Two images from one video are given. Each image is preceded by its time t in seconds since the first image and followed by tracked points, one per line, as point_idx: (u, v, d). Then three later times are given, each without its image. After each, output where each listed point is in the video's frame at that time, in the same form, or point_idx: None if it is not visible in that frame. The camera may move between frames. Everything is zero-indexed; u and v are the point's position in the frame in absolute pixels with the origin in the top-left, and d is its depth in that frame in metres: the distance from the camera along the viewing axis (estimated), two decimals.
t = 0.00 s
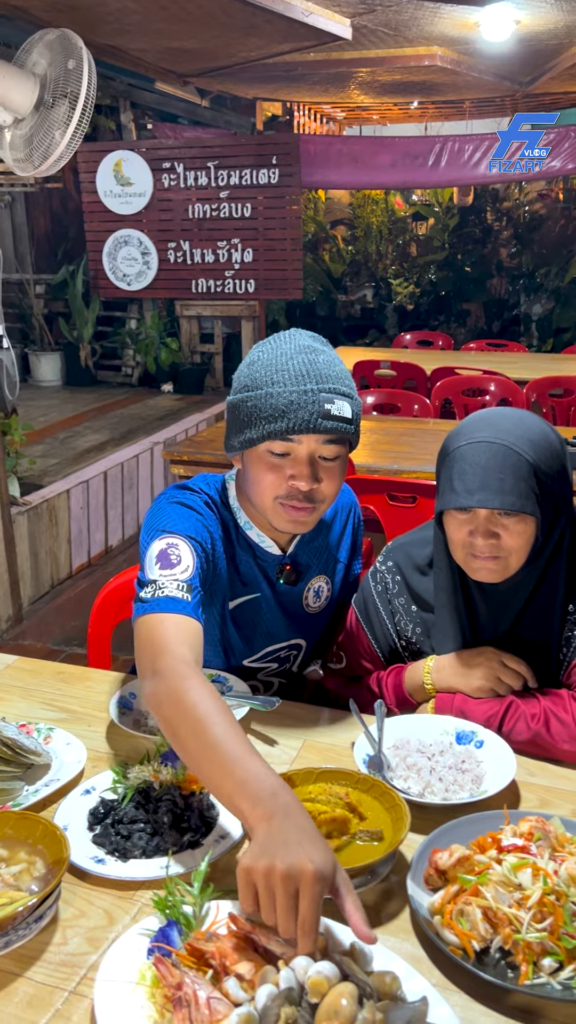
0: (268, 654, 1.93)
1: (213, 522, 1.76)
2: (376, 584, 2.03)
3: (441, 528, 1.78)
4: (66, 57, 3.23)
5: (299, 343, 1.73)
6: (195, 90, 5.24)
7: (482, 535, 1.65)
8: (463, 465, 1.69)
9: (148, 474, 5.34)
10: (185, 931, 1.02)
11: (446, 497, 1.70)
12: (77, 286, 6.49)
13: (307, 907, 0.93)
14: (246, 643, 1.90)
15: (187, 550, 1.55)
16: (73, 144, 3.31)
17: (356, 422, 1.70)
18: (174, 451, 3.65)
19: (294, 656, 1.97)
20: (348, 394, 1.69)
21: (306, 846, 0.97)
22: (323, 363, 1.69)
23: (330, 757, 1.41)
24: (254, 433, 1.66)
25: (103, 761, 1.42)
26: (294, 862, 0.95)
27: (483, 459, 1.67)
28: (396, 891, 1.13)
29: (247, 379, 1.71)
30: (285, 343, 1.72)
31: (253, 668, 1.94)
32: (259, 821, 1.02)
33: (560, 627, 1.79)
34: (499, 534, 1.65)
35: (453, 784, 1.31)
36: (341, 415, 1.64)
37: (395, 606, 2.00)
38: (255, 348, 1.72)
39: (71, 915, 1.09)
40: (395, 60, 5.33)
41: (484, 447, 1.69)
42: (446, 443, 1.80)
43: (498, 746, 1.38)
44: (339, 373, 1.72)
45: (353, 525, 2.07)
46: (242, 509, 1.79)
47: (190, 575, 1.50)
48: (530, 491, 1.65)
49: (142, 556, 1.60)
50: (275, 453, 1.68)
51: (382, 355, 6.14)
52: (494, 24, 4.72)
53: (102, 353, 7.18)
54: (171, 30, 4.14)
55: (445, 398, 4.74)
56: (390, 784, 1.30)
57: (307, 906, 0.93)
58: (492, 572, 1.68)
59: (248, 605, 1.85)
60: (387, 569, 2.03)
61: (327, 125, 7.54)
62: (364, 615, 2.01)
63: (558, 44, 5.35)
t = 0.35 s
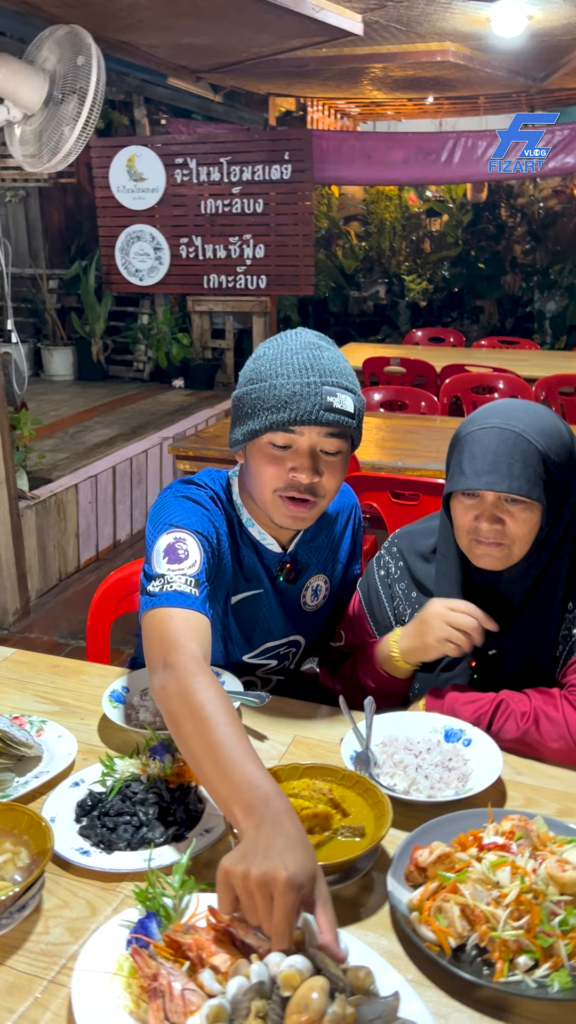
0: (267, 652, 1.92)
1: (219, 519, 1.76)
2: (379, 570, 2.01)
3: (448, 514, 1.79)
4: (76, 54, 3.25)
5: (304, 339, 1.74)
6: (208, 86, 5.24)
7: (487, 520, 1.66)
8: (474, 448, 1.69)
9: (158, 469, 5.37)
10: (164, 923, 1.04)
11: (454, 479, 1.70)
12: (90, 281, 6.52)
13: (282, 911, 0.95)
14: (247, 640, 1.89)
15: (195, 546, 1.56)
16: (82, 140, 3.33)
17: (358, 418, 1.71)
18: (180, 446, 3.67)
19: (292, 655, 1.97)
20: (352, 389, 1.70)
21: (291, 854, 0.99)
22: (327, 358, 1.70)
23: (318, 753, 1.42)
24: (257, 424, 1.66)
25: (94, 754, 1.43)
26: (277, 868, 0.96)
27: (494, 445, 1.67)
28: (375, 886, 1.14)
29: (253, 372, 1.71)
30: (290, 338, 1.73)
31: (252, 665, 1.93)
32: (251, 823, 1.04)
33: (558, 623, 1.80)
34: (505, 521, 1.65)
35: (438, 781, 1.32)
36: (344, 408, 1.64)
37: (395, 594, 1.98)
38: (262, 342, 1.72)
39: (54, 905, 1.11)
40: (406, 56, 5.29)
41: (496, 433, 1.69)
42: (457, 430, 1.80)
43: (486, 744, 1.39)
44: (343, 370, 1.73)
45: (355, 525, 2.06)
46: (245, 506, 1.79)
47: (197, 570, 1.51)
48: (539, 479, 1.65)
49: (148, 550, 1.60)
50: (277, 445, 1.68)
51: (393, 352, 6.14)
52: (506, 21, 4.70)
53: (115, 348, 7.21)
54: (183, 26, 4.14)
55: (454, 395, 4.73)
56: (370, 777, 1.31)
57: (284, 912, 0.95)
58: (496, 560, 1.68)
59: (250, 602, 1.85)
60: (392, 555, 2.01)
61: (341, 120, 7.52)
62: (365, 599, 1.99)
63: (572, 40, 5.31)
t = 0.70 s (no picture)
0: (276, 640, 1.90)
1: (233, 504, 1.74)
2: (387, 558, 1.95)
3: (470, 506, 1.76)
4: (97, 38, 3.22)
5: (326, 320, 1.70)
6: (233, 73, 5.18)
7: (507, 512, 1.62)
8: (501, 440, 1.65)
9: (180, 458, 5.39)
10: (150, 908, 1.03)
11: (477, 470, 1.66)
12: (115, 269, 6.50)
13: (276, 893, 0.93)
14: (255, 626, 1.87)
15: (208, 531, 1.54)
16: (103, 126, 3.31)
17: (377, 401, 1.67)
18: (199, 434, 3.65)
19: (301, 644, 1.94)
20: (371, 372, 1.66)
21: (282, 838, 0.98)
22: (348, 340, 1.66)
23: (317, 741, 1.40)
24: (274, 403, 1.64)
25: (93, 738, 1.43)
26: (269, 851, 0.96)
27: (521, 438, 1.64)
28: (367, 876, 1.12)
29: (273, 352, 1.69)
30: (312, 319, 1.70)
31: (260, 652, 1.91)
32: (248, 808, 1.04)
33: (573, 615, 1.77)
34: (525, 517, 1.61)
35: (438, 772, 1.29)
36: (363, 391, 1.61)
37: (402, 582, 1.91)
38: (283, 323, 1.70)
39: (43, 887, 1.10)
40: (435, 40, 5.20)
41: (522, 425, 1.65)
42: (487, 419, 1.76)
43: (489, 734, 1.36)
44: (364, 353, 1.70)
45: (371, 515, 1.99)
46: (260, 489, 1.76)
47: (209, 553, 1.51)
48: (565, 476, 1.61)
49: (162, 529, 1.60)
50: (294, 425, 1.65)
51: (417, 341, 6.08)
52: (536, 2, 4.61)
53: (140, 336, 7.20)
54: (206, 11, 4.09)
55: (478, 384, 4.66)
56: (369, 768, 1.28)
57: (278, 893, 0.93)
58: (512, 556, 1.64)
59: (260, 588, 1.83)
60: (399, 544, 1.94)
61: (370, 107, 7.41)
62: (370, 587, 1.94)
63: None
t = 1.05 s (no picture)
0: (279, 633, 1.90)
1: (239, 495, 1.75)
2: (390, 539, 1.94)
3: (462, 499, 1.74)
4: (111, 33, 3.21)
5: (334, 316, 1.71)
6: (252, 69, 5.16)
7: (499, 511, 1.60)
8: (491, 437, 1.61)
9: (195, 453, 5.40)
10: (134, 894, 1.04)
11: (469, 468, 1.63)
12: (134, 265, 6.49)
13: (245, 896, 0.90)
14: (258, 618, 1.88)
15: (213, 522, 1.55)
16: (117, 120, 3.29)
17: (384, 396, 1.67)
18: (210, 428, 3.67)
19: (304, 638, 1.94)
20: (377, 366, 1.66)
21: (260, 835, 0.96)
22: (356, 336, 1.66)
23: (310, 732, 1.40)
24: (281, 397, 1.64)
25: (89, 725, 1.44)
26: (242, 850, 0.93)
27: (513, 434, 1.60)
28: (351, 867, 1.13)
29: (281, 346, 1.69)
30: (320, 314, 1.71)
31: (262, 646, 1.91)
32: (237, 801, 1.02)
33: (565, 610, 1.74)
34: (517, 514, 1.59)
35: (429, 764, 1.29)
36: (369, 385, 1.60)
37: (404, 565, 1.90)
38: (290, 317, 1.70)
39: (32, 870, 1.12)
40: (453, 33, 5.12)
41: (515, 422, 1.61)
42: (479, 411, 1.72)
43: (482, 728, 1.36)
44: (371, 347, 1.69)
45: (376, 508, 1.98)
46: (264, 482, 1.78)
47: (215, 544, 1.50)
48: (557, 475, 1.58)
49: (168, 519, 1.61)
50: (299, 420, 1.64)
51: (434, 337, 6.05)
52: None
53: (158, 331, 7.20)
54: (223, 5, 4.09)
55: (493, 380, 4.63)
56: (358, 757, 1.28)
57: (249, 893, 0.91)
58: (503, 549, 1.62)
59: (263, 580, 1.83)
60: (404, 527, 1.94)
61: (391, 102, 7.35)
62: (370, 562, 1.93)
63: None
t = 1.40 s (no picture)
0: (286, 627, 1.93)
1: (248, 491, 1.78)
2: (397, 525, 1.84)
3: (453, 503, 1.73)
4: (130, 37, 3.22)
5: (339, 314, 1.74)
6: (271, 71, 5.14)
7: (492, 510, 1.59)
8: (477, 437, 1.60)
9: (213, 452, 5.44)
10: (136, 874, 1.07)
11: (458, 471, 1.62)
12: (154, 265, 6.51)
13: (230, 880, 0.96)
14: (266, 611, 1.91)
15: (222, 517, 1.59)
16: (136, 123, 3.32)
17: (388, 394, 1.70)
18: (225, 427, 3.71)
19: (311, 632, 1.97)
20: (382, 365, 1.69)
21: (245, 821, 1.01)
22: (361, 334, 1.69)
23: (313, 722, 1.43)
24: (286, 395, 1.67)
25: (98, 714, 1.48)
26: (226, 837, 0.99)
27: (498, 434, 1.58)
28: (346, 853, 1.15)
29: (288, 345, 1.72)
30: (326, 312, 1.73)
31: (270, 638, 1.95)
32: (230, 790, 1.07)
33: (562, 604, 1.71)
34: (509, 513, 1.59)
35: (428, 756, 1.31)
36: (372, 384, 1.63)
37: (410, 553, 1.81)
38: (297, 318, 1.73)
39: (40, 851, 1.16)
40: (471, 34, 5.05)
41: (500, 422, 1.59)
42: (465, 412, 1.71)
43: (481, 719, 1.39)
44: (376, 346, 1.72)
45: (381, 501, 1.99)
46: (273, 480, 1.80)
47: (224, 539, 1.54)
48: (545, 471, 1.57)
49: (179, 513, 1.64)
50: (304, 417, 1.68)
51: (452, 337, 6.04)
52: None
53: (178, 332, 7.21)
54: (241, 7, 4.10)
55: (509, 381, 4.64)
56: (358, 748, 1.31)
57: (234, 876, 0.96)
58: (499, 547, 1.63)
59: (270, 574, 1.87)
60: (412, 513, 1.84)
61: (412, 102, 7.27)
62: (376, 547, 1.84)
63: None
